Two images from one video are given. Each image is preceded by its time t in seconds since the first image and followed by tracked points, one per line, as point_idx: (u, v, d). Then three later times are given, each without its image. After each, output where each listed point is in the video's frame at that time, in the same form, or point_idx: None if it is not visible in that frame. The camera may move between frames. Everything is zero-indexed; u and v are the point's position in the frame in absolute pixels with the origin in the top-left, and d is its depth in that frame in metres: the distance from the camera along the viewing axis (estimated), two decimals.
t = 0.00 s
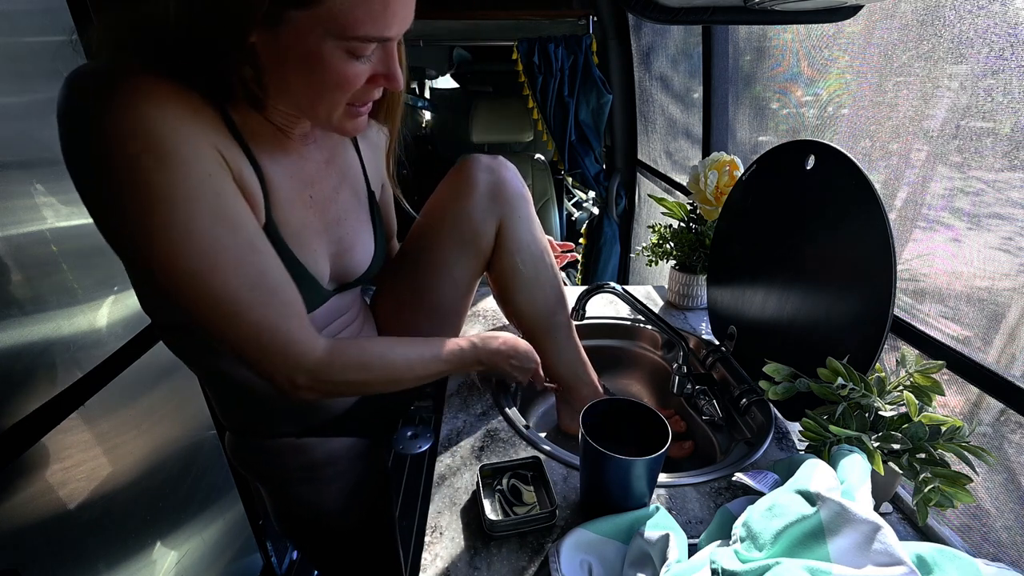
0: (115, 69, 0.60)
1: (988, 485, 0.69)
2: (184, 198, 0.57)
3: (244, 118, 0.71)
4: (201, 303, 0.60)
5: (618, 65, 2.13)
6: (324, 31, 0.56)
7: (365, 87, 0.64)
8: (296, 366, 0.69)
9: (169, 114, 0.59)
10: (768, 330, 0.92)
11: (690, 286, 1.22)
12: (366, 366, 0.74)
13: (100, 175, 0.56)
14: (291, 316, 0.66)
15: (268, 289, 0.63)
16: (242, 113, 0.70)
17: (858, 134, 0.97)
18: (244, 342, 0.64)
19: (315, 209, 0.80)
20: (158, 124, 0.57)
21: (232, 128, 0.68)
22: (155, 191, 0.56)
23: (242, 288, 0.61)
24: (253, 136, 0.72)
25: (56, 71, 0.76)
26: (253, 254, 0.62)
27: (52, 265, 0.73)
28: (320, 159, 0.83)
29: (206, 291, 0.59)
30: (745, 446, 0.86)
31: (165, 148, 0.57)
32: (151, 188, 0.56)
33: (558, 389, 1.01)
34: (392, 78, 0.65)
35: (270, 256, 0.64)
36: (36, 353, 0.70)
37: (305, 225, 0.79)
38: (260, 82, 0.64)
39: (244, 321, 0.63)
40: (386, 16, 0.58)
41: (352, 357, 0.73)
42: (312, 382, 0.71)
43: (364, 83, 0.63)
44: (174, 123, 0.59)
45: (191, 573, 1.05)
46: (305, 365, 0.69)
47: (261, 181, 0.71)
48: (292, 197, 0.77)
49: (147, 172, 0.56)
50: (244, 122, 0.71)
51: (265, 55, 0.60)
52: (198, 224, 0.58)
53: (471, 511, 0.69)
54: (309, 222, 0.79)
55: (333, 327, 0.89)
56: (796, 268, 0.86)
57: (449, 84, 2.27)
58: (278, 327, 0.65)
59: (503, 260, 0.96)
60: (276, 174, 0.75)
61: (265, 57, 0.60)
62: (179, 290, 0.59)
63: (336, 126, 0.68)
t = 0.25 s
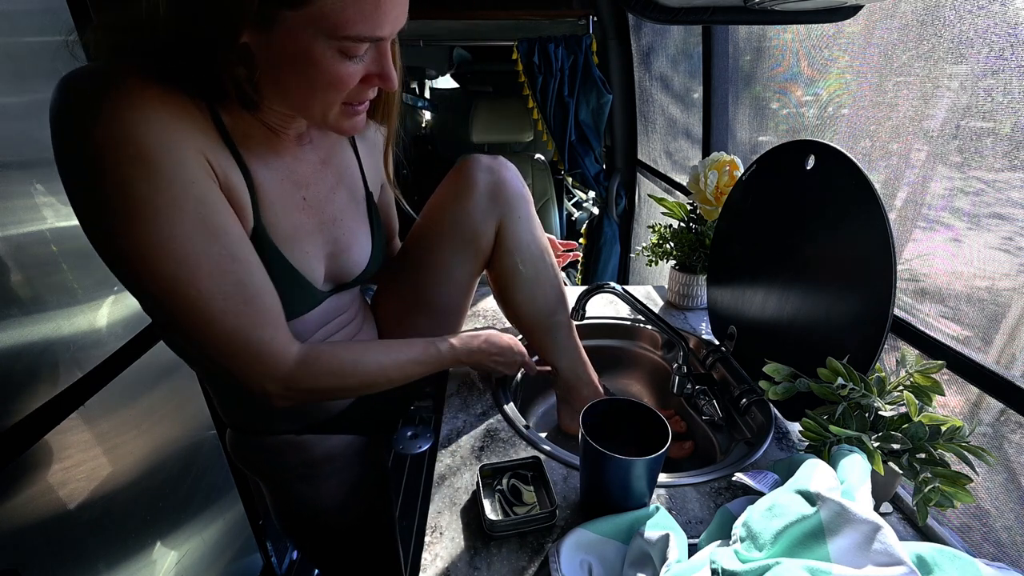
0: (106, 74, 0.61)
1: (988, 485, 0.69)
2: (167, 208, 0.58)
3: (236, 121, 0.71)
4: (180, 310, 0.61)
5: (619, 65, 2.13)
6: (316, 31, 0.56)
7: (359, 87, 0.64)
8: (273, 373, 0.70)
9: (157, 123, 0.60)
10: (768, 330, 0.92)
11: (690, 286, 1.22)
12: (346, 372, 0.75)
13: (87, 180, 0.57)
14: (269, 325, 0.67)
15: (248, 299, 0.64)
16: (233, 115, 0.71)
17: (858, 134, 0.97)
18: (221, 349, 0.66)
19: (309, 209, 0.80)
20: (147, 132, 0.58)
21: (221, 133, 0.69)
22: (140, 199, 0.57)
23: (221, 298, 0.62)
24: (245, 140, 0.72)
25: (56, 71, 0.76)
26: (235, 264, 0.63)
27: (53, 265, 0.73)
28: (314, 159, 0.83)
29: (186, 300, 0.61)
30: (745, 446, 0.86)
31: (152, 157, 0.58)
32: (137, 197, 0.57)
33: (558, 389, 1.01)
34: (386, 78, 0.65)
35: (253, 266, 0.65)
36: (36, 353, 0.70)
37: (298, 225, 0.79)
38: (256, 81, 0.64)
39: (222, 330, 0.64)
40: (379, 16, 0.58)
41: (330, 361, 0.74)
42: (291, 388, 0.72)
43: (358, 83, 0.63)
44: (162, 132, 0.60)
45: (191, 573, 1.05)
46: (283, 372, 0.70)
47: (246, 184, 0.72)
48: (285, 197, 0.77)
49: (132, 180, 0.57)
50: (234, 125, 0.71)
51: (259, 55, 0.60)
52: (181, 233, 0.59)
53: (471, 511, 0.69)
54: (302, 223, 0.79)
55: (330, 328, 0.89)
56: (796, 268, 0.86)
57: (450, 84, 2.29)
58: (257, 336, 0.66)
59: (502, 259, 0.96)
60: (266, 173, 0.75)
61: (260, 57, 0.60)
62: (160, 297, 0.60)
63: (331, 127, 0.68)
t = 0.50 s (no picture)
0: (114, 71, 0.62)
1: (988, 485, 0.69)
2: (163, 208, 0.59)
3: (239, 122, 0.71)
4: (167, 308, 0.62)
5: (618, 65, 2.13)
6: (321, 34, 0.56)
7: (363, 90, 0.64)
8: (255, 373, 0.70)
9: (160, 123, 0.60)
10: (768, 330, 0.92)
11: (690, 286, 1.22)
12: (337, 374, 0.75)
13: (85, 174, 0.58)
14: (254, 326, 0.68)
15: (234, 301, 0.65)
16: (236, 116, 0.71)
17: (858, 134, 0.97)
18: (204, 347, 0.67)
19: (310, 209, 0.80)
20: (148, 131, 0.59)
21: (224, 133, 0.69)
22: (137, 198, 0.58)
23: (208, 299, 0.63)
24: (248, 140, 0.73)
25: (56, 71, 0.76)
26: (224, 267, 0.64)
27: (53, 266, 0.73)
28: (316, 159, 0.83)
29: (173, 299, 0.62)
30: (745, 446, 0.86)
31: (151, 156, 0.59)
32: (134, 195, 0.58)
33: (558, 389, 1.01)
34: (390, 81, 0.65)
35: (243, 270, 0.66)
36: (36, 353, 0.70)
37: (297, 224, 0.79)
38: (261, 83, 0.65)
39: (207, 328, 0.65)
40: (383, 20, 0.58)
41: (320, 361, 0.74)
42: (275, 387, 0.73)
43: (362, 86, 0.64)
44: (164, 132, 0.60)
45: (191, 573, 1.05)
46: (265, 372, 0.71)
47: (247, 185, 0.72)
48: (285, 197, 0.77)
49: (130, 178, 0.58)
50: (236, 126, 0.71)
51: (265, 56, 0.60)
52: (174, 234, 0.60)
53: (471, 511, 0.69)
54: (302, 222, 0.79)
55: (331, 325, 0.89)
56: (796, 268, 0.86)
57: (449, 84, 2.27)
58: (242, 336, 0.67)
59: (502, 259, 0.96)
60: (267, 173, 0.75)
61: (267, 59, 0.61)
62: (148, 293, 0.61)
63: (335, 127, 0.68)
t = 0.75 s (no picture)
0: (131, 70, 0.63)
1: (988, 485, 0.69)
2: (164, 208, 0.60)
3: (250, 122, 0.72)
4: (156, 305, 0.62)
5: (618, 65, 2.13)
6: (333, 37, 0.56)
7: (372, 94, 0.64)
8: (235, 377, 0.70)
9: (166, 123, 0.61)
10: (768, 330, 0.92)
11: (690, 286, 1.22)
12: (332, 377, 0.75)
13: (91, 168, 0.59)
14: (239, 331, 0.68)
15: (222, 306, 0.65)
16: (247, 116, 0.71)
17: (858, 134, 0.97)
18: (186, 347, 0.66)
19: (317, 208, 0.80)
20: (154, 131, 0.60)
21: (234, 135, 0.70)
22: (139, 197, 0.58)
23: (195, 302, 0.63)
24: (257, 140, 0.73)
25: (55, 71, 0.76)
26: (215, 272, 0.64)
27: (53, 266, 0.73)
28: (325, 160, 0.83)
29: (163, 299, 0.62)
30: (745, 446, 0.86)
31: (157, 156, 0.60)
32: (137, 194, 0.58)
33: (559, 389, 1.01)
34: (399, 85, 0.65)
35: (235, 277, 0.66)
36: (36, 353, 0.70)
37: (303, 224, 0.79)
38: (273, 86, 0.65)
39: (192, 330, 0.65)
40: (395, 24, 0.58)
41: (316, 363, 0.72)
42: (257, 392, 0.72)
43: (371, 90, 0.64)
44: (170, 132, 0.61)
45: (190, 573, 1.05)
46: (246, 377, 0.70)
47: (253, 186, 0.72)
48: (291, 197, 0.77)
49: (134, 176, 0.58)
50: (247, 126, 0.72)
51: (278, 59, 0.60)
52: (171, 235, 0.60)
53: (471, 511, 0.69)
54: (309, 222, 0.80)
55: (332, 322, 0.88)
56: (796, 268, 0.86)
57: (450, 84, 2.26)
58: (225, 340, 0.67)
59: (502, 259, 0.96)
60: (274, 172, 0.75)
61: (280, 62, 0.61)
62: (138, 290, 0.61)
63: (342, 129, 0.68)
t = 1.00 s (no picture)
0: (130, 70, 0.63)
1: (988, 485, 0.69)
2: (183, 202, 0.60)
3: (251, 122, 0.72)
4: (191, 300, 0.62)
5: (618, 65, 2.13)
6: (328, 40, 0.56)
7: (370, 96, 0.64)
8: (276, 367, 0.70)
9: (175, 119, 0.61)
10: (768, 330, 0.92)
11: (690, 286, 1.22)
12: (356, 369, 0.75)
13: (103, 170, 0.59)
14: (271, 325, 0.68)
15: (257, 292, 0.65)
16: (248, 117, 0.71)
17: (859, 134, 0.97)
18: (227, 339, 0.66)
19: (318, 208, 0.81)
20: (165, 126, 0.60)
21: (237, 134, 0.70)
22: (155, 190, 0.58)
23: (230, 291, 0.63)
24: (260, 140, 0.73)
25: (55, 71, 0.76)
26: (240, 265, 0.64)
27: (53, 265, 0.73)
28: (324, 160, 0.83)
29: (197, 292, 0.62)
30: (745, 446, 0.86)
31: (169, 152, 0.59)
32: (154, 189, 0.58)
33: (558, 389, 1.01)
34: (397, 87, 0.65)
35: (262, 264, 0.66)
36: (36, 353, 0.70)
37: (305, 224, 0.79)
38: (270, 86, 0.65)
39: (233, 321, 0.65)
40: (391, 26, 0.58)
41: (342, 355, 0.74)
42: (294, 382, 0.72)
43: (369, 92, 0.64)
44: (180, 128, 0.61)
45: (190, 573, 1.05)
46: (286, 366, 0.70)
47: (262, 185, 0.72)
48: (294, 197, 0.78)
49: (148, 173, 0.58)
50: (248, 126, 0.72)
51: (274, 60, 0.60)
52: (196, 227, 0.60)
53: (471, 511, 0.69)
54: (311, 222, 0.80)
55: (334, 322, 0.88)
56: (796, 268, 0.86)
57: (450, 84, 2.25)
58: (262, 329, 0.67)
59: (502, 259, 0.96)
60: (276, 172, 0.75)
61: (275, 63, 0.61)
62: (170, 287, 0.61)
63: (342, 132, 0.68)
